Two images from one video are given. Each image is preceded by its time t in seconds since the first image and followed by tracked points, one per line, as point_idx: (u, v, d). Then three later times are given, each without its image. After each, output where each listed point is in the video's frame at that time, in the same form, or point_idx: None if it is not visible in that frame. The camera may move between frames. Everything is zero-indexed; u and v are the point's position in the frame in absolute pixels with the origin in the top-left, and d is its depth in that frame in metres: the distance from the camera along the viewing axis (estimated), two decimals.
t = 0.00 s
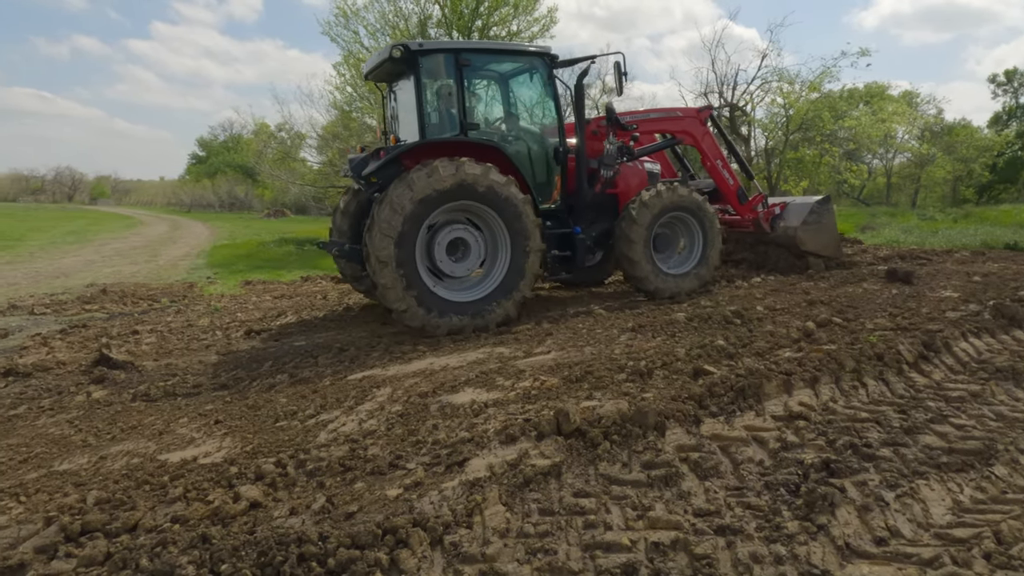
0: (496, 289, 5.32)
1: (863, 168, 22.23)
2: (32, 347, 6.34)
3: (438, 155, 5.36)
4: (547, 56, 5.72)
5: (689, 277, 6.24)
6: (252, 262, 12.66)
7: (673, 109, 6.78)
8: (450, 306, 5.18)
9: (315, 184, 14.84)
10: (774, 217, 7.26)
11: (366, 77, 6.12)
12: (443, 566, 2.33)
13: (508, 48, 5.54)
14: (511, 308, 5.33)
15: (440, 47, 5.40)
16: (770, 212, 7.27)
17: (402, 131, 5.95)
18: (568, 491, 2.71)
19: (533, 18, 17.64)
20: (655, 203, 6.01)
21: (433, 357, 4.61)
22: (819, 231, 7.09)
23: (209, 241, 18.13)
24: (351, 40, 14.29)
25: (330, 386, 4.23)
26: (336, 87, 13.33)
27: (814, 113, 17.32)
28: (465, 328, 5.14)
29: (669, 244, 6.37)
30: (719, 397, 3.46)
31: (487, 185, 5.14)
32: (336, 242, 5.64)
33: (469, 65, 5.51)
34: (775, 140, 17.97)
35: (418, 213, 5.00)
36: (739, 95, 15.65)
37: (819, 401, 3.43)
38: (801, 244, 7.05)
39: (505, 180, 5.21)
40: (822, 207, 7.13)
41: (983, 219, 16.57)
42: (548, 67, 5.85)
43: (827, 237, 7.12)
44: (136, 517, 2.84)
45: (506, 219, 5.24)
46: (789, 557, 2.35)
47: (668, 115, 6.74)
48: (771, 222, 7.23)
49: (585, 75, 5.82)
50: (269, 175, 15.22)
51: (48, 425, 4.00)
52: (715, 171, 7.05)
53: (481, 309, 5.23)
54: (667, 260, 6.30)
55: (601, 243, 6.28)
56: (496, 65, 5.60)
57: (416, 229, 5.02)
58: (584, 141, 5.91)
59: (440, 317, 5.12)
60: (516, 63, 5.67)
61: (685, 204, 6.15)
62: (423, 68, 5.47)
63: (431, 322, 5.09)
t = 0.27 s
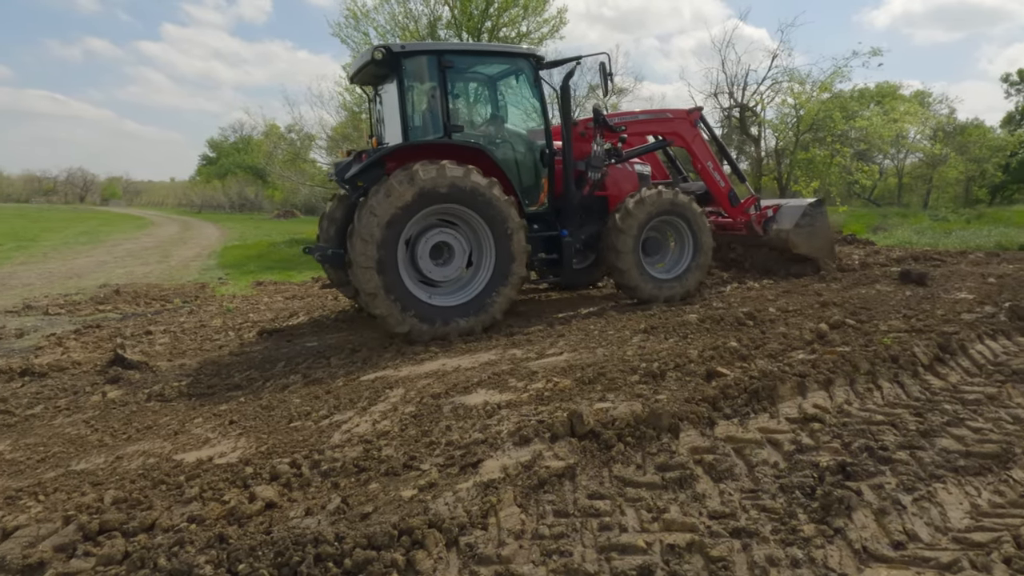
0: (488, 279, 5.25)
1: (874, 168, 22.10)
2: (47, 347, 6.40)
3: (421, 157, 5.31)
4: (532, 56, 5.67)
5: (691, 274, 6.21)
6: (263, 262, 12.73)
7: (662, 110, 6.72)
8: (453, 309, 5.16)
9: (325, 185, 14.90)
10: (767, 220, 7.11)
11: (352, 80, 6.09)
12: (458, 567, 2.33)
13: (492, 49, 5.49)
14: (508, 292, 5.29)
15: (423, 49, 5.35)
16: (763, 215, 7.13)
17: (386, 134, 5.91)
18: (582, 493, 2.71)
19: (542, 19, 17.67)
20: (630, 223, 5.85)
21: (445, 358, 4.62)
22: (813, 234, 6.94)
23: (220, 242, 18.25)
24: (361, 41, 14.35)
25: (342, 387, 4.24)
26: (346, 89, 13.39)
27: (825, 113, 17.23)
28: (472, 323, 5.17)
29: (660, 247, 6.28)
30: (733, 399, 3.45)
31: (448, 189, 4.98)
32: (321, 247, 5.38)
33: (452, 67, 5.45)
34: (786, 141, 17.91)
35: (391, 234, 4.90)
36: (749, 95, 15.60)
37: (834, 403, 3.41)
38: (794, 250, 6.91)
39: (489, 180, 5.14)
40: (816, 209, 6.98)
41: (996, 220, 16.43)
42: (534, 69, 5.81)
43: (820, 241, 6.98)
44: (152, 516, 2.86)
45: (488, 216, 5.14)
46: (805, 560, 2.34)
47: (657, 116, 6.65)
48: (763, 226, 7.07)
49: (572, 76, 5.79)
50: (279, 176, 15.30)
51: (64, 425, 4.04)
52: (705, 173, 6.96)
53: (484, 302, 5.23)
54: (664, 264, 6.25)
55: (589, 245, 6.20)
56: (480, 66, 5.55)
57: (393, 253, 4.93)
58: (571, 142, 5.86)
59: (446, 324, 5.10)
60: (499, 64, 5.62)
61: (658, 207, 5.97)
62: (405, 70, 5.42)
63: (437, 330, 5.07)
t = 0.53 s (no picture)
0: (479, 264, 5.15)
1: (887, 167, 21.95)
2: (64, 347, 6.47)
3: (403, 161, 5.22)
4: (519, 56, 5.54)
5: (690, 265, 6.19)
6: (275, 263, 12.81)
7: (653, 111, 6.69)
8: (458, 304, 5.15)
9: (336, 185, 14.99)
10: (761, 223, 7.10)
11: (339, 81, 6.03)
12: (476, 566, 2.34)
13: (477, 49, 5.37)
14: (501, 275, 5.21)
15: (406, 49, 5.25)
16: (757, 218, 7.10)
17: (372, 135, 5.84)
18: (599, 493, 2.71)
19: (553, 19, 17.69)
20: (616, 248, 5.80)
21: (460, 358, 4.63)
22: (807, 237, 6.94)
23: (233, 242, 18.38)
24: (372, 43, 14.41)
25: (357, 387, 4.26)
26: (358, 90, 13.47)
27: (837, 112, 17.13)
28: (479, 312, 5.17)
29: (654, 248, 6.23)
30: (749, 400, 3.44)
31: (409, 199, 4.85)
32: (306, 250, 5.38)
33: (436, 68, 5.35)
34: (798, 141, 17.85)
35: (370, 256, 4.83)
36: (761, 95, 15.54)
37: (851, 404, 3.39)
38: (791, 253, 6.91)
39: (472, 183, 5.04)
40: (810, 211, 6.99)
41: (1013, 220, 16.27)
42: (522, 69, 5.68)
43: (815, 243, 6.98)
44: (172, 515, 2.88)
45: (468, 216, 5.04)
46: (825, 562, 2.33)
47: (648, 118, 6.62)
48: (758, 229, 7.06)
49: (560, 76, 5.68)
50: (292, 177, 15.40)
51: (83, 423, 4.08)
52: (698, 175, 6.86)
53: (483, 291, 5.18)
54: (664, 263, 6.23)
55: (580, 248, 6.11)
56: (465, 67, 5.43)
57: (378, 277, 4.89)
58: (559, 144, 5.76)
59: (454, 325, 5.10)
60: (485, 64, 5.50)
61: (631, 223, 5.85)
62: (389, 70, 5.33)
63: (448, 331, 5.09)
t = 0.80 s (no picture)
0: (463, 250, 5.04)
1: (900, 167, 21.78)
2: (80, 346, 6.53)
3: (385, 162, 5.13)
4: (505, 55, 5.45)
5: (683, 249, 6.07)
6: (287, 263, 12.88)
7: (643, 112, 6.51)
8: (456, 293, 5.11)
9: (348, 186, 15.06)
10: (754, 227, 6.97)
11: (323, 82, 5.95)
12: (491, 565, 2.34)
13: (462, 49, 5.29)
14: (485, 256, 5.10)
15: (389, 49, 5.17)
16: (750, 222, 6.95)
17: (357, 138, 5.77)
18: (613, 493, 2.71)
19: (563, 20, 17.73)
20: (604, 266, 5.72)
21: (472, 358, 4.64)
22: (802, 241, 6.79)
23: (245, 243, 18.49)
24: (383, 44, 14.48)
25: (370, 386, 4.27)
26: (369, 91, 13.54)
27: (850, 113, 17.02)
28: (478, 300, 5.13)
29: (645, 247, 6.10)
30: (763, 401, 3.42)
31: (370, 215, 4.72)
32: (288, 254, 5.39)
33: (420, 68, 5.27)
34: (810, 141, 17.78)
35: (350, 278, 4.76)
36: (773, 95, 15.48)
37: (866, 406, 3.37)
38: (785, 258, 6.78)
39: (454, 184, 4.96)
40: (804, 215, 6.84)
41: None
42: (509, 70, 5.59)
43: (810, 248, 6.84)
44: (188, 512, 2.91)
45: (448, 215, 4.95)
46: (841, 563, 2.32)
47: (639, 119, 6.46)
48: (751, 232, 6.96)
49: (547, 76, 5.61)
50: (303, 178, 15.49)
51: (100, 421, 4.12)
52: (690, 178, 6.73)
53: (476, 273, 5.10)
54: (659, 259, 6.12)
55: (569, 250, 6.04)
56: (449, 67, 5.35)
57: (367, 298, 4.85)
58: (546, 145, 5.69)
59: (456, 318, 5.09)
60: (470, 64, 5.41)
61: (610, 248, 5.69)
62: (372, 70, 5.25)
63: (453, 323, 5.09)
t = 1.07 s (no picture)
0: (436, 235, 4.98)
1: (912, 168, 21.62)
2: (93, 344, 6.59)
3: (362, 164, 5.12)
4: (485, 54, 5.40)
5: (666, 234, 6.00)
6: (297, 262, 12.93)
7: (632, 113, 6.56)
8: (443, 278, 5.07)
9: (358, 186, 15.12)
10: (745, 230, 6.88)
11: (309, 83, 5.96)
12: (504, 565, 2.34)
13: (441, 48, 5.25)
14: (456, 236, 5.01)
15: (367, 50, 5.15)
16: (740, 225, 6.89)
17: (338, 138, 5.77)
18: (625, 494, 2.70)
19: (573, 20, 17.73)
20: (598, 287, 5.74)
21: (483, 358, 4.64)
22: (792, 243, 6.69)
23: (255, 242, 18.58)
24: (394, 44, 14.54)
25: (381, 386, 4.29)
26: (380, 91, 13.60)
27: (862, 113, 16.90)
28: (465, 282, 5.08)
29: (628, 248, 6.06)
30: (776, 402, 3.41)
31: (328, 237, 4.70)
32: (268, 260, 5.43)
33: (398, 68, 5.25)
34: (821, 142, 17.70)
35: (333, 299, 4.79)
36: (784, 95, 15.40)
37: (880, 408, 3.35)
38: (775, 260, 6.67)
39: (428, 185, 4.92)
40: (795, 216, 6.72)
41: None
42: (489, 70, 5.56)
43: (801, 250, 6.73)
44: (201, 509, 2.93)
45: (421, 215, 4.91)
46: (856, 567, 2.30)
47: (626, 119, 6.51)
48: (741, 235, 6.85)
49: (528, 76, 5.57)
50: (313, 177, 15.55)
51: (114, 419, 4.15)
52: (678, 179, 6.75)
53: (454, 252, 5.03)
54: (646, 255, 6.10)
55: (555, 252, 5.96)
56: (429, 67, 5.33)
57: (360, 314, 4.89)
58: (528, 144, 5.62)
59: (450, 304, 5.09)
60: (450, 64, 5.38)
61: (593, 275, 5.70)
62: (351, 71, 5.25)
63: (447, 309, 5.08)
